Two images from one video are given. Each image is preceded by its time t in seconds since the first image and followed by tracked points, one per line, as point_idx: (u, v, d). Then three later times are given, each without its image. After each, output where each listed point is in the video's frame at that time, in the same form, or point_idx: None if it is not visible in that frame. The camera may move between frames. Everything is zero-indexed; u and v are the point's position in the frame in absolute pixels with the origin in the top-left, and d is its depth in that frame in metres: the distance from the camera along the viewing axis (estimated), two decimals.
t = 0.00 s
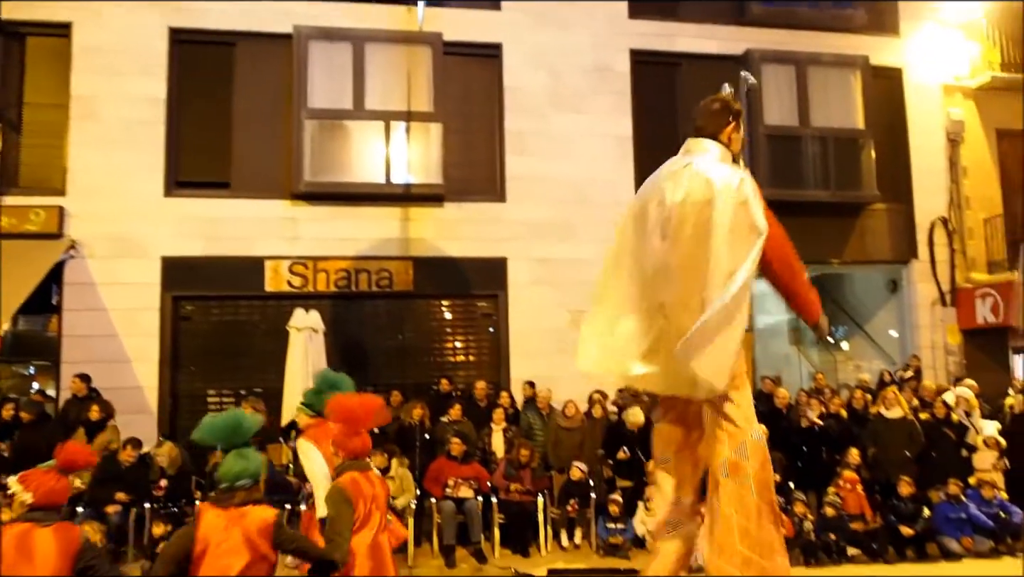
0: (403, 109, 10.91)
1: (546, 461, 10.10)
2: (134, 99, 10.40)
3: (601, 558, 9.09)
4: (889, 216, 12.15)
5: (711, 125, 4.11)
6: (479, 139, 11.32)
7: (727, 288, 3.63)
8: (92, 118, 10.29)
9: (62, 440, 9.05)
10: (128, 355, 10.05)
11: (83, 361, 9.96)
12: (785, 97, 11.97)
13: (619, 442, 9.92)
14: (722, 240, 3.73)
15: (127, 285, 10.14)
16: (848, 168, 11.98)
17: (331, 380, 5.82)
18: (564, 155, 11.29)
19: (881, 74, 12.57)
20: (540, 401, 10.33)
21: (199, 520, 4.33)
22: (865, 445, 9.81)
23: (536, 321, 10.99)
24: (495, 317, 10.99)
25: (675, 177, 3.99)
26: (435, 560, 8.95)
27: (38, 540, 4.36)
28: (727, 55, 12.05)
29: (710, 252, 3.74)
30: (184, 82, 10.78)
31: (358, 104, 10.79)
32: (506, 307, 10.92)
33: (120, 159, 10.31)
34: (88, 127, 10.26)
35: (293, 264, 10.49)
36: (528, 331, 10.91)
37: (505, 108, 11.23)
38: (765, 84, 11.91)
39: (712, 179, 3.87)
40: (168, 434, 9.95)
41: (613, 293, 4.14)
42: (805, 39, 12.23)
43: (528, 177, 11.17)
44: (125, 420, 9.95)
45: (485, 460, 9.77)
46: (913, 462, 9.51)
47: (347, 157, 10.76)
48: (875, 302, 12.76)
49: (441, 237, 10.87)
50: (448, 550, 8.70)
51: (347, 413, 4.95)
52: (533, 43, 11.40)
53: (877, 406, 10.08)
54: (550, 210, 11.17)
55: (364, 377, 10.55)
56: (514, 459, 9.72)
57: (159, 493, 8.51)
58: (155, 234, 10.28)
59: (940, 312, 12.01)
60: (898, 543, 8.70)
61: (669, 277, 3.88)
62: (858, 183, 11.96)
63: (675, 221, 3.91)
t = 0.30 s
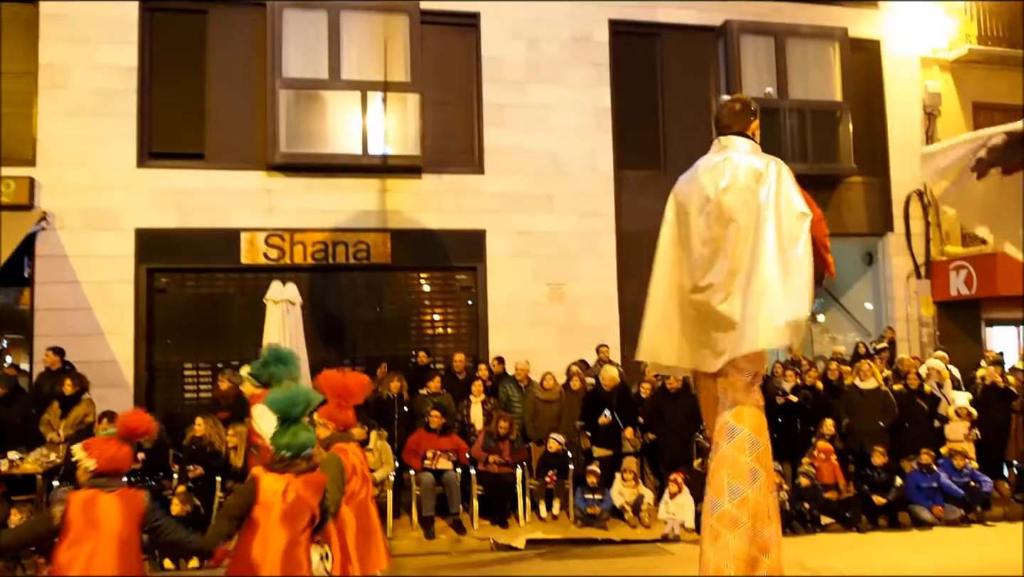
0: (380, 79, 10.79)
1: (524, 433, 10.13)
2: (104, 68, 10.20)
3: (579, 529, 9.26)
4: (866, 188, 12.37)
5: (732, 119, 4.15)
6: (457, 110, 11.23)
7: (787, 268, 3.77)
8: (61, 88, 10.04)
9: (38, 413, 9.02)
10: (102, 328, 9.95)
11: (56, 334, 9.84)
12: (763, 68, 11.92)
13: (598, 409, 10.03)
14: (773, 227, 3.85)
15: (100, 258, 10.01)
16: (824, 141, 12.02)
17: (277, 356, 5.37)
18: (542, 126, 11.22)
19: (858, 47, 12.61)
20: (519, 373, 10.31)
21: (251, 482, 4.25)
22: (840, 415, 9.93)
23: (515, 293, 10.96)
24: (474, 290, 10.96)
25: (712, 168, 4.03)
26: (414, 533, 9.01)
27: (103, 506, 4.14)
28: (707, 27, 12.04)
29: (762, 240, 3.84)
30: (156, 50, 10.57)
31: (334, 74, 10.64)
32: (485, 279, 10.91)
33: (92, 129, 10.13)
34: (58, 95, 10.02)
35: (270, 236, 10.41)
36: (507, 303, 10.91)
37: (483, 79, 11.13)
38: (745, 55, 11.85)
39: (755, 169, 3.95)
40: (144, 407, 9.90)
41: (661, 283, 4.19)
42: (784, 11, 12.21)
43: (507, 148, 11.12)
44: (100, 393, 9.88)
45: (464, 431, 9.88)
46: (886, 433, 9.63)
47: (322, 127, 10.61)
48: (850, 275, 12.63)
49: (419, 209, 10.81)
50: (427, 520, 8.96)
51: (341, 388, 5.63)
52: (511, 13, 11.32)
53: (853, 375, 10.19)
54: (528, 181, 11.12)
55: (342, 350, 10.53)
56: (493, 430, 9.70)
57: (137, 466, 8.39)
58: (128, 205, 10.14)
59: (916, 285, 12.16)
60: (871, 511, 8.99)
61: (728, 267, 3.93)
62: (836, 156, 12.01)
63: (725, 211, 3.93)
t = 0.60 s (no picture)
0: (371, 64, 10.86)
1: (517, 418, 10.06)
2: (93, 53, 10.17)
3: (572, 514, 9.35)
4: (857, 173, 12.26)
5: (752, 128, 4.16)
6: (448, 95, 11.18)
7: (806, 257, 3.68)
8: (51, 73, 10.05)
9: (30, 399, 9.05)
10: (94, 314, 9.95)
11: (48, 320, 9.84)
12: (755, 53, 11.91)
13: (591, 391, 10.00)
14: (794, 219, 3.79)
15: (91, 243, 10.00)
16: (817, 125, 11.96)
17: (233, 338, 5.34)
18: (534, 112, 11.19)
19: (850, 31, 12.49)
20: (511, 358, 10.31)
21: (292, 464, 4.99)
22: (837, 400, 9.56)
23: (507, 279, 10.95)
24: (466, 276, 10.95)
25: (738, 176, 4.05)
26: (406, 518, 9.08)
27: (185, 484, 4.13)
28: (698, 11, 12.07)
29: (785, 223, 3.81)
30: (145, 35, 10.53)
31: (324, 59, 10.66)
32: (476, 265, 10.89)
33: (82, 114, 10.12)
34: (47, 81, 10.04)
35: (261, 222, 10.39)
36: (498, 289, 10.90)
37: (474, 64, 11.10)
38: (736, 40, 11.84)
39: (774, 169, 3.93)
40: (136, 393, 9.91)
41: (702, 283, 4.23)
42: None
43: (499, 134, 11.09)
44: (92, 379, 9.90)
45: (456, 417, 9.84)
46: (878, 418, 9.57)
47: (313, 111, 10.60)
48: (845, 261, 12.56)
49: (410, 195, 10.80)
50: (420, 506, 8.99)
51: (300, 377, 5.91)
52: None
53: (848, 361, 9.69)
54: (520, 167, 11.10)
55: (334, 334, 10.57)
56: (485, 416, 9.55)
57: (127, 450, 8.40)
58: (119, 191, 10.14)
59: (907, 271, 12.12)
60: (863, 498, 8.86)
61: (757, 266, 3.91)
62: (829, 141, 11.96)
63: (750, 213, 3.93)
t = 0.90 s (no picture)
0: (376, 51, 10.86)
1: (520, 407, 10.09)
2: (99, 39, 10.18)
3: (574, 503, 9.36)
4: (866, 163, 12.15)
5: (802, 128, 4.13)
6: (454, 81, 11.10)
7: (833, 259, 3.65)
8: (57, 58, 10.07)
9: (37, 383, 9.12)
10: (100, 299, 10.00)
11: (55, 305, 9.90)
12: (762, 44, 11.80)
13: (597, 377, 10.02)
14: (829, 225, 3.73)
15: (97, 229, 10.04)
16: (825, 112, 11.90)
17: (196, 328, 5.68)
18: (540, 99, 11.15)
19: (860, 20, 12.40)
20: (515, 348, 10.30)
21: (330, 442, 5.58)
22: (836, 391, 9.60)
23: (511, 268, 10.93)
24: (470, 264, 10.94)
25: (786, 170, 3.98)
26: (411, 504, 9.13)
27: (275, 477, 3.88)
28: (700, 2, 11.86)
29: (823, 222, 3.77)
30: (151, 20, 10.51)
31: (330, 46, 10.69)
32: (481, 252, 10.88)
33: (89, 101, 10.13)
34: (53, 67, 10.05)
35: (267, 209, 10.40)
36: (502, 278, 10.89)
37: (480, 51, 11.06)
38: (744, 29, 11.75)
39: (822, 168, 3.89)
40: (142, 378, 9.97)
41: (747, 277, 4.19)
42: None
43: (504, 122, 11.05)
44: (98, 364, 9.95)
45: (459, 405, 9.85)
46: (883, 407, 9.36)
47: (319, 99, 10.63)
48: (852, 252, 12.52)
49: (416, 182, 10.78)
50: (423, 493, 9.01)
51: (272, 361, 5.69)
52: None
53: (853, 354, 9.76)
54: (525, 155, 11.07)
55: (338, 322, 10.60)
56: (488, 404, 9.64)
57: (134, 432, 8.34)
58: (125, 177, 10.15)
59: (914, 262, 12.07)
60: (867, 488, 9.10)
61: (800, 264, 3.85)
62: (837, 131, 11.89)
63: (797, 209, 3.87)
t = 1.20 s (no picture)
0: (381, 44, 10.89)
1: (526, 400, 10.11)
2: (105, 33, 10.16)
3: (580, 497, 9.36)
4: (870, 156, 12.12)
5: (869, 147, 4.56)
6: (459, 74, 11.06)
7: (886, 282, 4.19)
8: (62, 53, 10.05)
9: (44, 377, 9.13)
10: (106, 294, 10.01)
11: (62, 299, 9.90)
12: (770, 35, 11.87)
13: (603, 371, 9.97)
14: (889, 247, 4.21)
15: (103, 223, 10.04)
16: (832, 104, 11.88)
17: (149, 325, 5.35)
18: (545, 93, 11.13)
19: (868, 11, 12.32)
20: (521, 342, 10.31)
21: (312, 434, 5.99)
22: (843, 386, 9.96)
23: (516, 262, 10.92)
24: (475, 259, 10.92)
25: (855, 180, 4.36)
26: (417, 499, 9.16)
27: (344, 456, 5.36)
28: None
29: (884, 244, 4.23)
30: (155, 13, 10.46)
31: (335, 40, 10.70)
32: (486, 247, 10.86)
33: (93, 95, 10.11)
34: (59, 61, 10.03)
35: (272, 203, 10.40)
36: (508, 273, 10.89)
37: (486, 45, 11.04)
38: (750, 23, 11.83)
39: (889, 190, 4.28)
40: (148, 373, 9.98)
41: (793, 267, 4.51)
42: None
43: (509, 115, 11.03)
44: (104, 359, 9.96)
45: (466, 399, 9.90)
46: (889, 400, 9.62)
47: (325, 94, 10.62)
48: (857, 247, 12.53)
49: (421, 176, 10.77)
50: (429, 486, 9.04)
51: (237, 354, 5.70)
52: None
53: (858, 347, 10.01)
54: (531, 149, 11.05)
55: (343, 317, 10.60)
56: (494, 398, 9.58)
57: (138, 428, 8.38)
58: (130, 171, 10.14)
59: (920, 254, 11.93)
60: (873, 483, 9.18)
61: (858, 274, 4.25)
62: (842, 124, 11.87)
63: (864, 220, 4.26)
